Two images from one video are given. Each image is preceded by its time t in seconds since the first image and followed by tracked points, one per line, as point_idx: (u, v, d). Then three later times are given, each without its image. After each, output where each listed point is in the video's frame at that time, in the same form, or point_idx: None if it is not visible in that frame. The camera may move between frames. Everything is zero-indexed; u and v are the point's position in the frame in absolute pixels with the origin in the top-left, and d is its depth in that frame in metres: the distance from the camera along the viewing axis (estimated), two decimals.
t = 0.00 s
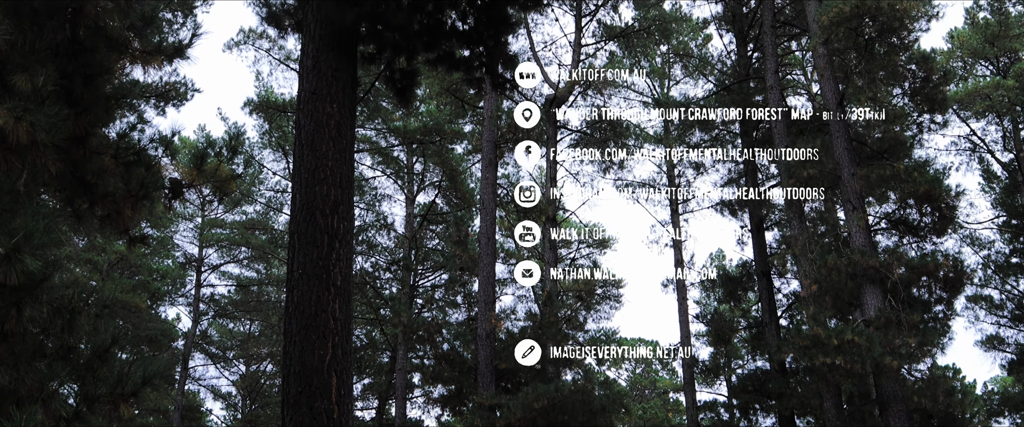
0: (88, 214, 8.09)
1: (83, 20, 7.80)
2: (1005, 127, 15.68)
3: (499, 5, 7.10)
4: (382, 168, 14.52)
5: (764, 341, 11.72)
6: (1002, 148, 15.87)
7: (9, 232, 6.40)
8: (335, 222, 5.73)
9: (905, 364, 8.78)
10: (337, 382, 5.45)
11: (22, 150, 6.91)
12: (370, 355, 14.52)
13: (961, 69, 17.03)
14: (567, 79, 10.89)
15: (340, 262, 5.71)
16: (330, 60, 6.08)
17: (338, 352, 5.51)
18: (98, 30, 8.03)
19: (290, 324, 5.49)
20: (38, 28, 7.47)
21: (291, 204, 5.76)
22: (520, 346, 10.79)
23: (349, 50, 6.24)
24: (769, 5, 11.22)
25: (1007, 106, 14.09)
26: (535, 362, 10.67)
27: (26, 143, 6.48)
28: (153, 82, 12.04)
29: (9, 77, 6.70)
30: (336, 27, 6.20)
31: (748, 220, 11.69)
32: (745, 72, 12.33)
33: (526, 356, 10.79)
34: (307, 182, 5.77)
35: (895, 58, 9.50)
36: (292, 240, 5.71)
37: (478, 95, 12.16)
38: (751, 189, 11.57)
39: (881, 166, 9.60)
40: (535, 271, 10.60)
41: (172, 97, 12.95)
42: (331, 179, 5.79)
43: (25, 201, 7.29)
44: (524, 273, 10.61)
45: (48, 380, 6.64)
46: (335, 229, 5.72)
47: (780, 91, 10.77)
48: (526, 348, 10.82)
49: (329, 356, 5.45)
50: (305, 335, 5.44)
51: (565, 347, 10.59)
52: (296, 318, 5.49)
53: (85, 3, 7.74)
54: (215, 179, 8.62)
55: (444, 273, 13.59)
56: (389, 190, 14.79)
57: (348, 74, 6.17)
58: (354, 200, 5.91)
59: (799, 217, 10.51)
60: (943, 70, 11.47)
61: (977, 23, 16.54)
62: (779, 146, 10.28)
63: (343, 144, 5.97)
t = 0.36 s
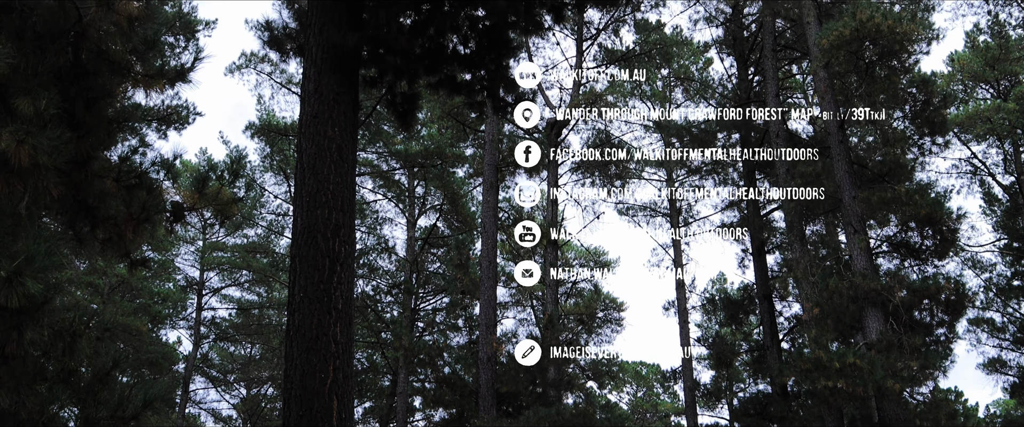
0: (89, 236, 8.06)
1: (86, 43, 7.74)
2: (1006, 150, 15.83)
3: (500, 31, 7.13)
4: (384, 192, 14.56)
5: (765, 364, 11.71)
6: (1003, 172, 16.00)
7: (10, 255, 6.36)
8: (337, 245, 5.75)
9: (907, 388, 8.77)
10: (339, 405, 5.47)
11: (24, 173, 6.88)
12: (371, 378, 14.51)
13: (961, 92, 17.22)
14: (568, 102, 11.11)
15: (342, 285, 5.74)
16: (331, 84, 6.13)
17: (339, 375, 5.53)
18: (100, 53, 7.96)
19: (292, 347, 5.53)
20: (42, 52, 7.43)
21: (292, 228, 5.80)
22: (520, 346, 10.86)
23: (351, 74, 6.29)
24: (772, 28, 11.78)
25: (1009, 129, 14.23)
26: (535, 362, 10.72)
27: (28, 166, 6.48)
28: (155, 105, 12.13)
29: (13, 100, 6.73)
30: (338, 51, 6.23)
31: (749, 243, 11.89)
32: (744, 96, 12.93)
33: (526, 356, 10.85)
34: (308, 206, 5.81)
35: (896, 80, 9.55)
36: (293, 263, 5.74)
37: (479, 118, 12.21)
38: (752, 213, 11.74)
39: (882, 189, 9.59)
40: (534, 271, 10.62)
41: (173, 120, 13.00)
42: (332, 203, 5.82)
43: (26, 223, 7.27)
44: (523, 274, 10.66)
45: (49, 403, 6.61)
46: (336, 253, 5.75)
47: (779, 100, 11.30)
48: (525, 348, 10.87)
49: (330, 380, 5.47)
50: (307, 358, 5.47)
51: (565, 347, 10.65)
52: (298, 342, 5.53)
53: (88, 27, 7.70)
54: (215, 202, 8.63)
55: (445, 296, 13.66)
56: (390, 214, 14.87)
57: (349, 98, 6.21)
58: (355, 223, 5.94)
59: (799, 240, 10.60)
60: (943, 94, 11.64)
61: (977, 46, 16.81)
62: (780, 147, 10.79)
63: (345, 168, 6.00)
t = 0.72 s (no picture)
0: (88, 258, 7.89)
1: (86, 64, 7.67)
2: (1006, 171, 16.00)
3: (500, 52, 7.16)
4: (385, 213, 14.63)
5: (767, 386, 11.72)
6: (1004, 192, 16.17)
7: (12, 275, 6.33)
8: (337, 266, 5.77)
9: (909, 409, 8.72)
10: None
11: (25, 195, 6.84)
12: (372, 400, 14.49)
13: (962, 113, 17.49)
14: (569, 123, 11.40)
15: (343, 307, 5.76)
16: (332, 105, 6.17)
17: (340, 396, 5.54)
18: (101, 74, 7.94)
19: (293, 369, 5.55)
20: (42, 72, 7.35)
21: (292, 249, 5.82)
22: (520, 346, 10.58)
23: (352, 95, 6.33)
24: (772, 49, 12.24)
25: (1009, 149, 14.41)
26: (535, 362, 10.47)
27: (30, 187, 6.43)
28: (156, 126, 12.17)
29: (13, 121, 6.67)
30: (339, 73, 6.29)
31: (749, 265, 12.05)
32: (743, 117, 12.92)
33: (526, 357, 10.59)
34: (309, 227, 5.83)
35: (896, 101, 9.65)
36: (294, 284, 5.77)
37: (480, 140, 12.28)
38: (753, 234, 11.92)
39: (883, 210, 9.66)
40: (535, 271, 10.85)
41: (175, 142, 13.04)
42: (333, 224, 5.84)
43: (28, 245, 7.20)
44: (524, 274, 10.82)
45: (48, 425, 6.57)
46: (337, 274, 5.77)
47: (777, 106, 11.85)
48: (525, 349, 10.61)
49: (331, 401, 5.47)
50: (308, 380, 5.48)
51: (564, 347, 10.72)
52: (299, 363, 5.55)
53: (89, 49, 7.61)
54: (216, 224, 8.67)
55: (446, 318, 13.71)
56: (391, 235, 14.94)
57: (350, 119, 6.25)
58: (356, 244, 5.95)
59: (800, 261, 10.74)
60: (942, 115, 11.79)
61: (977, 67, 17.14)
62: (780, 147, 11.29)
63: (346, 189, 6.01)
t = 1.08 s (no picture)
0: (90, 278, 7.78)
1: (88, 85, 7.62)
2: (1006, 191, 16.16)
3: (501, 72, 7.24)
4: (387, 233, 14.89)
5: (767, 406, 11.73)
6: (1004, 212, 16.30)
7: (13, 294, 6.28)
8: (338, 286, 5.80)
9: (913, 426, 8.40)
10: None
11: (26, 214, 6.78)
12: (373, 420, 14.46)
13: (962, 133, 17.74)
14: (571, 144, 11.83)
15: (344, 326, 5.77)
16: (333, 126, 6.23)
17: (341, 416, 5.54)
18: (104, 95, 7.88)
19: (294, 388, 5.56)
20: (45, 93, 7.27)
21: (293, 269, 5.85)
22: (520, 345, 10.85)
23: (352, 115, 6.40)
24: (772, 70, 12.65)
25: (1009, 170, 14.61)
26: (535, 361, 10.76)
27: (30, 207, 6.36)
28: (157, 147, 12.20)
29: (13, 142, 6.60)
30: (340, 93, 6.36)
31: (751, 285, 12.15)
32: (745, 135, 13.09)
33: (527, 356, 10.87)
34: (310, 247, 5.87)
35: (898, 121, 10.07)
36: (294, 304, 5.80)
37: (482, 161, 12.35)
38: (755, 253, 12.04)
39: (883, 230, 9.80)
40: (535, 271, 11.12)
41: (176, 161, 13.07)
42: (334, 244, 5.87)
43: (30, 265, 7.14)
44: (524, 273, 11.06)
45: None
46: (338, 294, 5.79)
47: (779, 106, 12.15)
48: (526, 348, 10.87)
49: (333, 421, 5.47)
50: (308, 399, 5.49)
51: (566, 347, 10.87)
52: (300, 383, 5.55)
53: (91, 69, 7.63)
54: (218, 244, 8.38)
55: (447, 337, 13.76)
56: (392, 255, 15.01)
57: (351, 140, 6.31)
58: (357, 264, 5.98)
59: (801, 281, 10.80)
60: (942, 135, 11.95)
61: (977, 88, 17.42)
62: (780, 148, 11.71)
63: (347, 209, 6.05)
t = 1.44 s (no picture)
0: (91, 292, 7.72)
1: (90, 99, 7.63)
2: (1008, 205, 16.14)
3: (502, 87, 7.27)
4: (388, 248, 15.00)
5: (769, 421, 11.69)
6: (1006, 225, 16.27)
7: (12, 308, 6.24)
8: (339, 301, 5.80)
9: None
10: None
11: (27, 229, 6.75)
12: None
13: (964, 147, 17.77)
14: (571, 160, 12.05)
15: (345, 341, 5.77)
16: (334, 140, 6.25)
17: None
18: (105, 109, 7.86)
19: (294, 403, 5.55)
20: (46, 106, 7.37)
21: (293, 284, 5.85)
22: (520, 346, 10.57)
23: (353, 129, 6.43)
24: (773, 84, 12.67)
25: (1011, 184, 14.62)
26: (536, 360, 10.46)
27: (31, 221, 6.38)
28: (159, 161, 12.25)
29: (15, 155, 6.64)
30: (341, 107, 6.40)
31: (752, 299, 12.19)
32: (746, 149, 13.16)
33: (526, 357, 10.58)
34: (311, 262, 5.88)
35: (898, 136, 10.02)
36: (294, 319, 5.80)
37: (483, 175, 12.38)
38: (756, 268, 12.05)
39: (885, 244, 9.76)
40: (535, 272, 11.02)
41: (177, 175, 13.10)
42: (334, 258, 5.87)
43: (30, 279, 7.16)
44: (525, 274, 11.00)
45: None
46: (339, 309, 5.79)
47: (781, 105, 12.24)
48: (526, 348, 10.61)
49: None
50: (308, 414, 5.48)
51: (566, 347, 10.63)
52: (300, 398, 5.55)
53: (92, 84, 7.56)
54: (218, 258, 8.38)
55: (447, 352, 13.81)
56: (393, 269, 15.07)
57: (352, 154, 6.33)
58: (357, 279, 5.98)
59: (802, 296, 10.77)
60: (943, 149, 11.97)
61: (978, 102, 17.49)
62: (781, 148, 11.68)
63: (348, 224, 6.05)
